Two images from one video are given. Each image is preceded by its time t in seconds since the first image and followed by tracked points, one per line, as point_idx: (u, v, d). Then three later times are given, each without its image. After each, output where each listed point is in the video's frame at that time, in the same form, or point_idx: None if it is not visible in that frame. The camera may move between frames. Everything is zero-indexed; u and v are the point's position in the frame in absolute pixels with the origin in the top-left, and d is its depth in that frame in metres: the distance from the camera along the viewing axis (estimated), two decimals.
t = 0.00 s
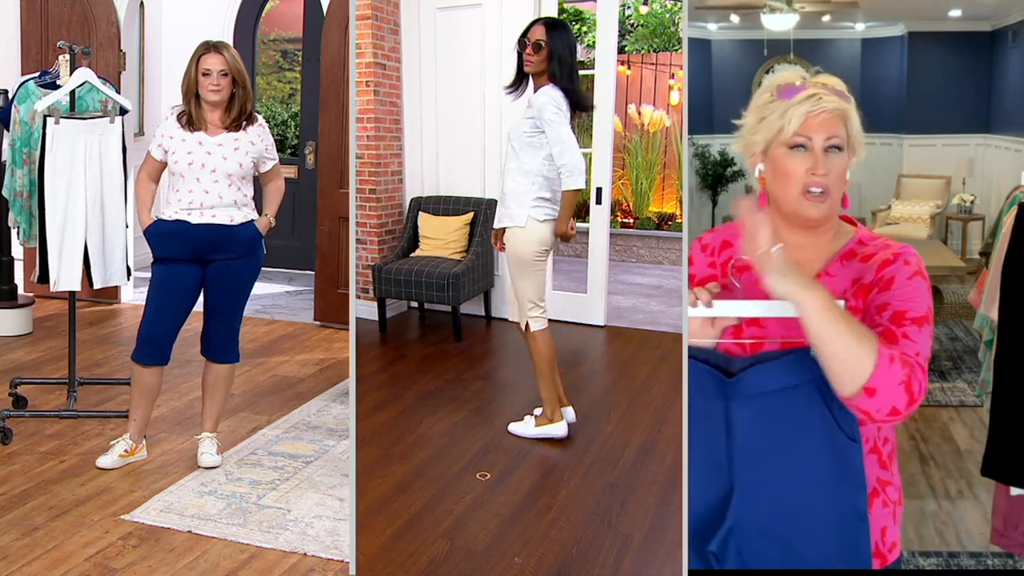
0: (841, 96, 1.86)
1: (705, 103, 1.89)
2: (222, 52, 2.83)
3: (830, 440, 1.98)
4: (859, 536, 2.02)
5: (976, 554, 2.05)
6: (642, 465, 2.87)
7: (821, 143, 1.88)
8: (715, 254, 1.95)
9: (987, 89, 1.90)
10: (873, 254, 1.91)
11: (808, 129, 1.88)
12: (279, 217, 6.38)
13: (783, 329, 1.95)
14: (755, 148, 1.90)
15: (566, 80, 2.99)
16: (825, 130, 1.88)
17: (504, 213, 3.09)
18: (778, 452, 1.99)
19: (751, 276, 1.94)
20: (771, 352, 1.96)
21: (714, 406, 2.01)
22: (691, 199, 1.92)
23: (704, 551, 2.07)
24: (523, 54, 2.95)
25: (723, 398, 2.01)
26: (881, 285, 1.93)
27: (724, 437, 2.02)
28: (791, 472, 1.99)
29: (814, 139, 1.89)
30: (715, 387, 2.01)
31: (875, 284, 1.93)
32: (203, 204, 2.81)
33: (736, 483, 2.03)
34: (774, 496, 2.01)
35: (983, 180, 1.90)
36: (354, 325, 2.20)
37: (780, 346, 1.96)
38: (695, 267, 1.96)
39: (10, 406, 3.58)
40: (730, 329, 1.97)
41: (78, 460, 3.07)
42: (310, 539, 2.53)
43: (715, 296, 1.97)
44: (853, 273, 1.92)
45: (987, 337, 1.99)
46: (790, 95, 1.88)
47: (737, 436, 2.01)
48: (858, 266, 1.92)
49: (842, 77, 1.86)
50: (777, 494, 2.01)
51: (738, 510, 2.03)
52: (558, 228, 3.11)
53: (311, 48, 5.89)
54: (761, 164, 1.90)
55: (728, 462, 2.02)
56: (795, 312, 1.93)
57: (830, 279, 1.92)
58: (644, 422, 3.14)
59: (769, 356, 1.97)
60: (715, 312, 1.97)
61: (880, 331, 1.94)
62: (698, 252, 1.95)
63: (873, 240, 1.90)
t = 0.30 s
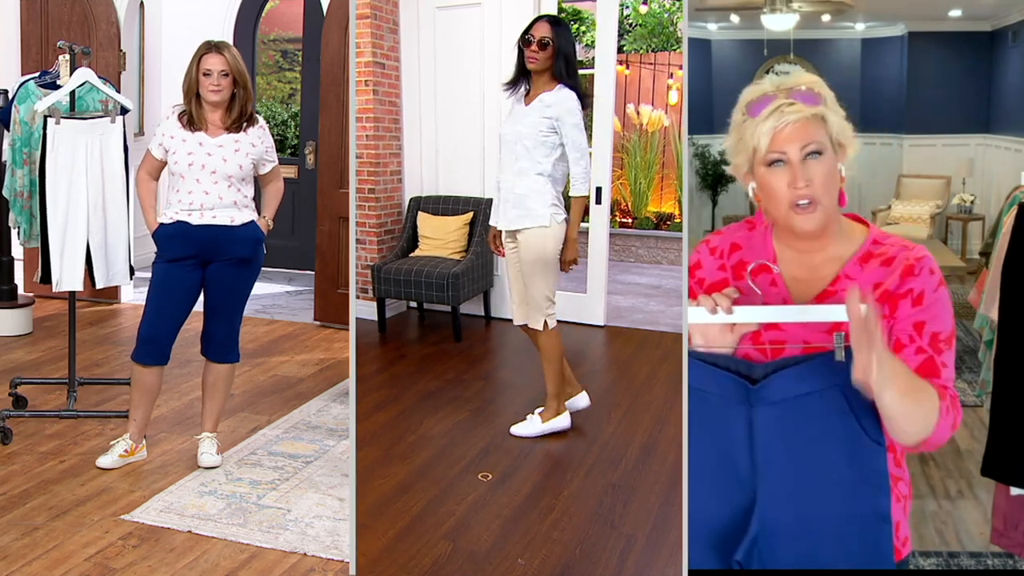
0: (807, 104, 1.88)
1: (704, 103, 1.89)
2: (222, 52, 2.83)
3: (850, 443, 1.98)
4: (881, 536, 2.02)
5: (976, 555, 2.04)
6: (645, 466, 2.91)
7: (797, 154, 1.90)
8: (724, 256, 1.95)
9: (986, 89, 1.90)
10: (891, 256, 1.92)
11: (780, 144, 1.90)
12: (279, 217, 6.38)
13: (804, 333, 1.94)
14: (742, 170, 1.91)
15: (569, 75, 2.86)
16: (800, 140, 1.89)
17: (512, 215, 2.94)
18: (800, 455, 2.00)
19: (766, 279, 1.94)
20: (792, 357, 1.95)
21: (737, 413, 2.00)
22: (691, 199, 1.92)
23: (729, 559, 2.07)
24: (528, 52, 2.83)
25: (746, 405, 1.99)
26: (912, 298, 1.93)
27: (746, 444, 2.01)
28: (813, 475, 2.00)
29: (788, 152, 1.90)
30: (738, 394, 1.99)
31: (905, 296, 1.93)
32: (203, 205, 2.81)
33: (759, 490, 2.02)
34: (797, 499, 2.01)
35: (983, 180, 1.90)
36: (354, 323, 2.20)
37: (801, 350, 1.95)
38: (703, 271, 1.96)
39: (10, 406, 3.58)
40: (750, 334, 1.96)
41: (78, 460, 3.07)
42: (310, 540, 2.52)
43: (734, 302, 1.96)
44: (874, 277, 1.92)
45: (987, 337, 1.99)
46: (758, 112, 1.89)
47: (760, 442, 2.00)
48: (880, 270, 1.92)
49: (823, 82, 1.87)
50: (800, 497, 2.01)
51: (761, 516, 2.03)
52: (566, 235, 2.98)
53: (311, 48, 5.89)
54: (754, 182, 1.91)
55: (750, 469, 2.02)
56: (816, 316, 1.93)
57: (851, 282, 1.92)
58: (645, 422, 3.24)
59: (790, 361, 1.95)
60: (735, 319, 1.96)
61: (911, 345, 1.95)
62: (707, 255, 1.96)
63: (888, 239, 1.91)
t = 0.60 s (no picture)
0: (824, 102, 1.88)
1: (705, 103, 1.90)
2: (222, 53, 2.83)
3: (856, 441, 1.99)
4: (886, 536, 2.02)
5: (976, 555, 2.04)
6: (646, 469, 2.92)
7: (810, 151, 1.90)
8: (735, 253, 1.95)
9: (986, 89, 1.90)
10: (903, 257, 1.91)
11: (792, 140, 1.89)
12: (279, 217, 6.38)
13: (812, 331, 1.94)
14: (756, 163, 1.91)
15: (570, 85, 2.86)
16: (812, 139, 1.89)
17: (531, 223, 2.96)
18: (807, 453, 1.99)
19: (776, 277, 1.94)
20: (802, 355, 1.96)
21: (744, 411, 1.99)
22: (691, 199, 1.92)
23: (733, 556, 2.06)
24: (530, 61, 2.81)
25: (754, 402, 1.99)
26: (925, 305, 1.94)
27: (753, 441, 2.00)
28: (820, 473, 2.00)
29: (800, 149, 1.90)
30: (745, 392, 1.98)
31: (918, 301, 1.93)
32: (203, 205, 2.81)
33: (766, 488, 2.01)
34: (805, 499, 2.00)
35: (983, 180, 1.90)
36: (353, 323, 2.20)
37: (810, 348, 1.95)
38: (714, 267, 1.95)
39: (10, 406, 3.58)
40: (758, 331, 1.96)
41: (78, 460, 3.07)
42: (310, 540, 2.52)
43: (743, 298, 1.96)
44: (884, 279, 1.91)
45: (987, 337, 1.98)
46: (775, 105, 1.89)
47: (767, 439, 1.99)
48: (892, 271, 1.91)
49: (841, 78, 1.87)
50: (807, 496, 2.00)
51: (766, 514, 2.02)
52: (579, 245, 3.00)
53: (311, 48, 5.89)
54: (766, 177, 1.91)
55: (757, 466, 2.01)
56: (825, 315, 1.93)
57: (862, 282, 1.91)
58: (645, 423, 3.26)
59: (798, 360, 1.96)
60: (744, 316, 1.96)
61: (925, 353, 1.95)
62: (718, 251, 1.95)
63: (900, 239, 1.90)
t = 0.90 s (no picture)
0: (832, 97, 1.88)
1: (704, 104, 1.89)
2: (221, 53, 2.83)
3: (849, 440, 1.98)
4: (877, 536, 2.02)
5: (976, 555, 2.04)
6: (647, 468, 2.93)
7: (808, 142, 1.90)
8: (731, 253, 1.95)
9: (986, 89, 1.90)
10: (898, 259, 1.92)
11: (794, 129, 1.90)
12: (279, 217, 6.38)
13: (804, 331, 1.94)
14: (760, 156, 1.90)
15: (566, 86, 2.95)
16: (813, 129, 1.90)
17: (543, 220, 3.02)
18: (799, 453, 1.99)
19: (770, 276, 1.95)
20: (792, 353, 1.95)
21: (736, 407, 2.00)
22: (691, 199, 1.92)
23: (725, 552, 2.06)
24: (529, 59, 2.87)
25: (745, 398, 1.99)
26: (929, 308, 1.94)
27: (745, 437, 2.00)
28: (813, 472, 2.00)
29: (800, 138, 1.90)
30: (738, 388, 1.99)
31: (922, 306, 1.94)
32: (202, 205, 2.81)
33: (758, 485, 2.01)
34: (797, 497, 2.01)
35: (983, 180, 1.90)
36: (353, 323, 2.20)
37: (802, 347, 1.95)
38: (711, 266, 1.96)
39: (10, 406, 3.58)
40: (752, 329, 1.96)
41: (78, 460, 3.07)
42: (310, 539, 2.52)
43: (737, 297, 1.96)
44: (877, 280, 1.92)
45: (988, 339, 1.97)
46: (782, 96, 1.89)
47: (759, 436, 2.00)
48: (887, 272, 1.92)
49: (857, 82, 1.87)
50: (800, 495, 2.01)
51: (758, 510, 2.03)
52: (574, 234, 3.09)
53: (311, 48, 5.89)
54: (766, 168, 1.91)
55: (749, 462, 2.01)
56: (817, 312, 1.93)
57: (856, 284, 1.92)
58: (645, 423, 3.28)
59: (790, 359, 1.96)
60: (737, 312, 1.96)
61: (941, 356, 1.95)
62: (715, 250, 1.95)
63: (896, 239, 1.91)
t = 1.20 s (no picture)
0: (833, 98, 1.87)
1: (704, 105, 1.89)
2: (220, 53, 2.83)
3: (847, 441, 1.98)
4: (877, 534, 2.03)
5: (976, 555, 2.04)
6: (646, 469, 2.93)
7: (805, 139, 1.89)
8: (724, 255, 1.95)
9: (986, 89, 1.91)
10: (895, 254, 1.92)
11: (791, 125, 1.89)
12: (279, 217, 6.39)
13: (800, 331, 1.94)
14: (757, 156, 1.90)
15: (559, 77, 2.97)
16: (809, 126, 1.89)
17: (532, 216, 3.04)
18: (797, 454, 1.99)
19: (764, 278, 1.95)
20: (790, 355, 1.95)
21: (732, 410, 2.00)
22: (691, 199, 1.91)
23: (727, 554, 2.07)
24: (523, 50, 2.89)
25: (741, 401, 1.99)
26: (930, 306, 1.94)
27: (742, 440, 2.00)
28: (810, 473, 2.00)
29: (797, 135, 1.89)
30: (733, 392, 1.99)
31: (922, 305, 1.94)
32: (202, 205, 2.81)
33: (756, 487, 2.02)
34: (797, 496, 2.01)
35: (983, 179, 1.90)
36: (354, 323, 2.20)
37: (800, 348, 1.95)
38: (703, 268, 1.96)
39: (10, 406, 3.58)
40: (747, 332, 1.96)
41: (78, 460, 3.07)
42: (309, 539, 2.52)
43: (731, 300, 1.97)
44: (876, 277, 1.92)
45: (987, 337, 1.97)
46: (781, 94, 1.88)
47: (756, 438, 2.00)
48: (884, 268, 1.92)
49: (856, 83, 1.87)
50: (797, 495, 2.01)
51: (758, 512, 2.03)
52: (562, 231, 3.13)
53: (311, 48, 5.89)
54: (761, 164, 1.90)
55: (746, 464, 2.01)
56: (812, 313, 1.93)
57: (853, 281, 1.93)
58: (645, 422, 3.30)
59: (787, 360, 1.96)
60: (731, 316, 1.97)
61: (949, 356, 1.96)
62: (707, 253, 1.96)
63: (891, 235, 1.91)
